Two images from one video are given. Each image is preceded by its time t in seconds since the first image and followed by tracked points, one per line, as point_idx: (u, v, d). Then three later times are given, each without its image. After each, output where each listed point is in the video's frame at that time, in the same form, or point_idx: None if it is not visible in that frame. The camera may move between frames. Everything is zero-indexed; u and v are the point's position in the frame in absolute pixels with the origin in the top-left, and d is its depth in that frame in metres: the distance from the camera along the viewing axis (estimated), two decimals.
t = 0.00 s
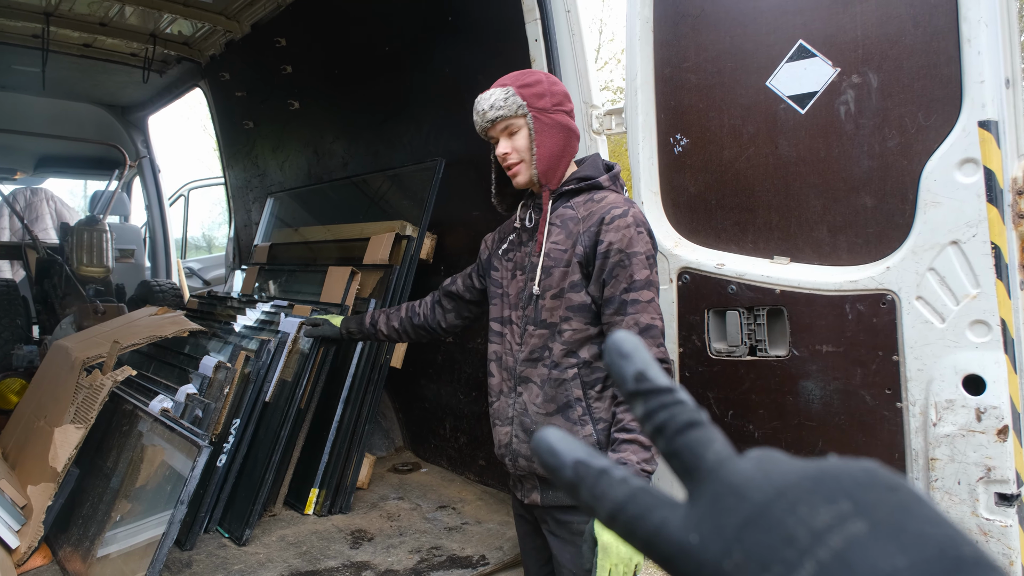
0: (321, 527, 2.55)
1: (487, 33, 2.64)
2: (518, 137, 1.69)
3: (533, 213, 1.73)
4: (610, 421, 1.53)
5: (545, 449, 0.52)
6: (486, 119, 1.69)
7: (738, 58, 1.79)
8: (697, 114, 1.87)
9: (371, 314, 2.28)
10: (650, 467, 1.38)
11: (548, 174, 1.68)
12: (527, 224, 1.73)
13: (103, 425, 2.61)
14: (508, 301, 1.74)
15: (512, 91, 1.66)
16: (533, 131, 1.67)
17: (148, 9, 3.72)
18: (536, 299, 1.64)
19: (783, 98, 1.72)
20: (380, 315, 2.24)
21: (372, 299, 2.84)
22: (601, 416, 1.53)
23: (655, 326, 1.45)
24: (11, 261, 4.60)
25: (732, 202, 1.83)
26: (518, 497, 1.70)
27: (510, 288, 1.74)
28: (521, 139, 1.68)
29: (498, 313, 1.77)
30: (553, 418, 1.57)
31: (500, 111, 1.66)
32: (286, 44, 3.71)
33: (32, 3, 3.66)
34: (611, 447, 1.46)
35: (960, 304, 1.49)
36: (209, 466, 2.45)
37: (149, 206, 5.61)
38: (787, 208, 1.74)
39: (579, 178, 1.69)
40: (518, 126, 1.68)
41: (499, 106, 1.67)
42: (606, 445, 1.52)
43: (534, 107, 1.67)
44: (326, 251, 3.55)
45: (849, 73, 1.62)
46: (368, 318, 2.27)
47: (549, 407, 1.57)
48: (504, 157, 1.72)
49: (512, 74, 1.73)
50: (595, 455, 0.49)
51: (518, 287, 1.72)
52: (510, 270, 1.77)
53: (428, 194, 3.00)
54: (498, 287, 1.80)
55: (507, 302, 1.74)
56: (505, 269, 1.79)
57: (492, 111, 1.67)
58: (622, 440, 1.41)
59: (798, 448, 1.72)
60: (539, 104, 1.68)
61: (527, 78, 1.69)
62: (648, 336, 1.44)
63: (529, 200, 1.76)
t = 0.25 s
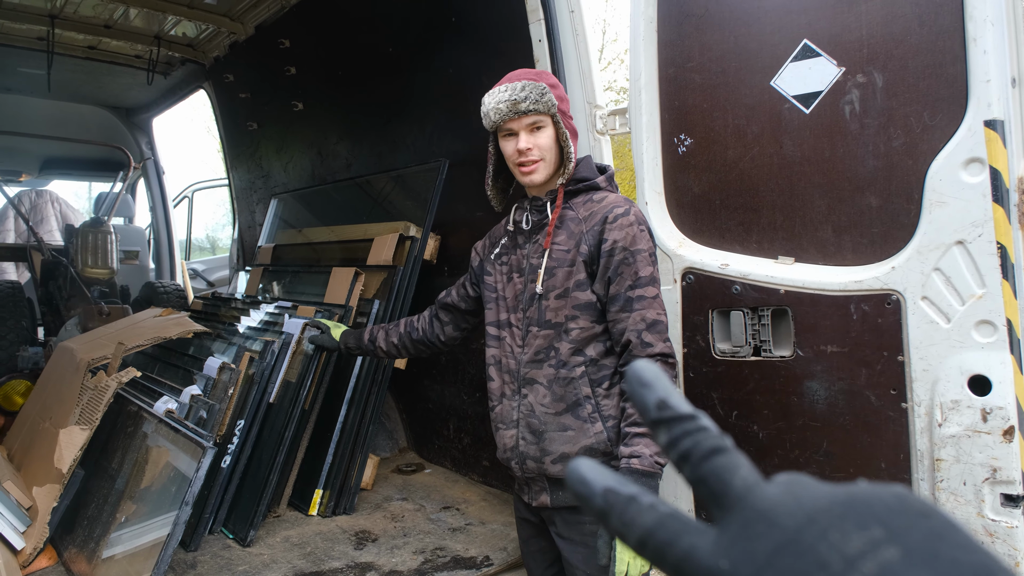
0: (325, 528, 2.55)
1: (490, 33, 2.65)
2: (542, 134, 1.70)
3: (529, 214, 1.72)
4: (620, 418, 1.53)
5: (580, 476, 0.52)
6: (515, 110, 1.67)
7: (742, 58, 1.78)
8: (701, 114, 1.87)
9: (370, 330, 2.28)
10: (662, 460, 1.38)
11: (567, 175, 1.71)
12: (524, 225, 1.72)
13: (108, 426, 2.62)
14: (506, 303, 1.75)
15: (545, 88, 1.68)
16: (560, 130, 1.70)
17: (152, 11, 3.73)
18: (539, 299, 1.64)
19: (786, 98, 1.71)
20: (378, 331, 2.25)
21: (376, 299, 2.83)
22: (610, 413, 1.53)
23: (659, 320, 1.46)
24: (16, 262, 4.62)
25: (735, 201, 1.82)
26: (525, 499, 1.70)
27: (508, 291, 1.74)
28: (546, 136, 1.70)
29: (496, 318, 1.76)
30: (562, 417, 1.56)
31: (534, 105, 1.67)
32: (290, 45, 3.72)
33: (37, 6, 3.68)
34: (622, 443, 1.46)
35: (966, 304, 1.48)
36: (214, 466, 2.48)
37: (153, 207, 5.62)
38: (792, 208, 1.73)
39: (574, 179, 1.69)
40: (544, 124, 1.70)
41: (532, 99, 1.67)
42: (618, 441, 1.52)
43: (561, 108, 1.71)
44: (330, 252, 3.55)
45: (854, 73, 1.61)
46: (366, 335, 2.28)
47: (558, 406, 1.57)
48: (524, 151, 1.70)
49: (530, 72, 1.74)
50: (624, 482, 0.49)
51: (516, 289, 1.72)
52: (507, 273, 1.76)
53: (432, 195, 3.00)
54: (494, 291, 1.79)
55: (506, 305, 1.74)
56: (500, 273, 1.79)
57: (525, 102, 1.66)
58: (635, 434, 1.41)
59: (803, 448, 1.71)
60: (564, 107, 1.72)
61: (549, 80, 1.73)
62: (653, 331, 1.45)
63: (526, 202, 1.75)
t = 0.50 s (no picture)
0: (334, 529, 2.56)
1: (499, 34, 2.65)
2: (560, 133, 1.70)
3: (544, 214, 1.72)
4: (635, 419, 1.55)
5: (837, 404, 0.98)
6: (536, 106, 1.67)
7: (752, 58, 1.77)
8: (711, 114, 1.86)
9: (378, 328, 2.29)
10: (686, 463, 1.41)
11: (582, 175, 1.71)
12: (539, 225, 1.72)
13: (118, 426, 2.63)
14: (519, 304, 1.74)
15: (568, 87, 1.68)
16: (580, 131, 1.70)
17: (160, 13, 3.74)
18: (555, 300, 1.64)
19: (797, 98, 1.71)
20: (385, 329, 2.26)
21: (384, 300, 2.83)
22: (626, 414, 1.54)
23: (678, 323, 1.48)
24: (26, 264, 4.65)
25: (745, 202, 1.81)
26: (538, 500, 1.70)
27: (521, 290, 1.73)
28: (564, 135, 1.70)
29: (508, 318, 1.75)
30: (578, 418, 1.57)
31: (556, 103, 1.67)
32: (297, 46, 3.73)
33: (46, 9, 3.70)
34: (642, 445, 1.48)
35: (979, 305, 1.47)
36: (224, 466, 2.48)
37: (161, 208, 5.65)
38: (803, 208, 1.72)
39: (589, 179, 1.69)
40: (564, 123, 1.70)
41: (554, 97, 1.66)
42: (634, 442, 1.54)
43: (581, 109, 1.71)
44: (338, 252, 3.56)
45: (865, 72, 1.60)
46: (373, 333, 2.29)
47: (574, 406, 1.58)
48: (542, 148, 1.70)
49: (553, 70, 1.74)
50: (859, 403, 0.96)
51: (530, 290, 1.71)
52: (519, 273, 1.76)
53: (439, 196, 3.00)
54: (505, 291, 1.78)
55: (518, 305, 1.73)
56: (512, 273, 1.78)
57: (547, 99, 1.66)
58: (656, 437, 1.42)
59: (813, 449, 1.70)
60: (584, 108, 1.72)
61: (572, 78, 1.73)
62: (672, 333, 1.48)
63: (541, 201, 1.74)
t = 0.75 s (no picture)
0: (337, 527, 2.56)
1: (507, 33, 2.64)
2: (580, 134, 1.69)
3: (559, 214, 1.71)
4: (640, 424, 1.54)
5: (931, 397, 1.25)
6: (557, 106, 1.66)
7: (762, 59, 1.76)
8: (719, 115, 1.84)
9: (390, 317, 2.28)
10: (689, 473, 1.39)
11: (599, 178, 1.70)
12: (553, 225, 1.71)
13: (123, 423, 2.64)
14: (531, 303, 1.73)
15: (591, 88, 1.67)
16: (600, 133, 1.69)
17: (170, 10, 3.75)
18: (566, 300, 1.63)
19: (807, 99, 1.69)
20: (398, 318, 2.25)
21: (389, 299, 2.83)
22: (630, 419, 1.53)
23: (688, 330, 1.47)
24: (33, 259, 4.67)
25: (753, 204, 1.80)
26: (541, 500, 1.70)
27: (533, 290, 1.73)
28: (583, 137, 1.69)
29: (521, 316, 1.74)
30: (582, 419, 1.56)
31: (578, 104, 1.65)
32: (305, 44, 3.73)
33: (56, 5, 3.70)
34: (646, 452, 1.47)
35: (989, 309, 1.45)
36: (228, 464, 2.48)
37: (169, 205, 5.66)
38: (812, 211, 1.71)
39: (606, 181, 1.69)
40: (584, 125, 1.69)
41: (577, 98, 1.65)
42: (637, 448, 1.53)
43: (602, 111, 1.70)
44: (343, 251, 3.55)
45: (876, 74, 1.59)
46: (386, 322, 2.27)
47: (579, 408, 1.57)
48: (560, 148, 1.69)
49: (578, 70, 1.72)
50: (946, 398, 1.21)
51: (542, 289, 1.71)
52: (533, 271, 1.75)
53: (446, 195, 2.99)
54: (518, 289, 1.77)
55: (530, 304, 1.73)
56: (525, 271, 1.77)
57: (568, 100, 1.65)
58: (661, 446, 1.40)
59: (819, 454, 1.68)
60: (606, 110, 1.70)
61: (596, 80, 1.71)
62: (681, 339, 1.46)
63: (558, 201, 1.73)
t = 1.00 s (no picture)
0: (330, 520, 2.56)
1: (505, 26, 2.63)
2: (577, 124, 1.68)
3: (558, 204, 1.71)
4: (636, 414, 1.53)
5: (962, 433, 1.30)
6: (554, 96, 1.66)
7: (758, 51, 1.75)
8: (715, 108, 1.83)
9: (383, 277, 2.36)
10: (682, 455, 1.40)
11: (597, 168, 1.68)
12: (552, 215, 1.71)
13: (115, 416, 2.63)
14: (529, 292, 1.73)
15: (587, 78, 1.66)
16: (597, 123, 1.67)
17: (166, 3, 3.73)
18: (563, 290, 1.63)
19: (803, 91, 1.69)
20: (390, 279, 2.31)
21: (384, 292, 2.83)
22: (626, 409, 1.53)
23: (684, 316, 1.47)
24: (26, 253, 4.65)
25: (747, 196, 1.79)
26: (536, 489, 1.70)
27: (533, 279, 1.73)
28: (580, 127, 1.68)
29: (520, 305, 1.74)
30: (578, 409, 1.56)
31: (574, 93, 1.65)
32: (302, 37, 3.71)
33: None
34: (640, 438, 1.47)
35: (981, 301, 1.46)
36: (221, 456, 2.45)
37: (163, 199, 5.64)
38: (807, 203, 1.70)
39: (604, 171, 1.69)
40: (581, 114, 1.68)
41: (573, 87, 1.65)
42: (633, 437, 1.52)
43: (600, 101, 1.69)
44: (338, 244, 3.54)
45: (873, 66, 1.58)
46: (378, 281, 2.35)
47: (575, 398, 1.57)
48: (557, 138, 1.68)
49: (577, 61, 1.73)
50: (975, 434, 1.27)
51: (542, 278, 1.71)
52: (532, 262, 1.75)
53: (441, 188, 2.98)
54: (517, 278, 1.77)
55: (529, 294, 1.72)
56: (525, 261, 1.77)
57: (565, 89, 1.65)
58: (653, 428, 1.41)
59: (812, 444, 1.68)
60: (605, 100, 1.69)
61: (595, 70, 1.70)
62: (678, 327, 1.46)
63: (556, 191, 1.73)
